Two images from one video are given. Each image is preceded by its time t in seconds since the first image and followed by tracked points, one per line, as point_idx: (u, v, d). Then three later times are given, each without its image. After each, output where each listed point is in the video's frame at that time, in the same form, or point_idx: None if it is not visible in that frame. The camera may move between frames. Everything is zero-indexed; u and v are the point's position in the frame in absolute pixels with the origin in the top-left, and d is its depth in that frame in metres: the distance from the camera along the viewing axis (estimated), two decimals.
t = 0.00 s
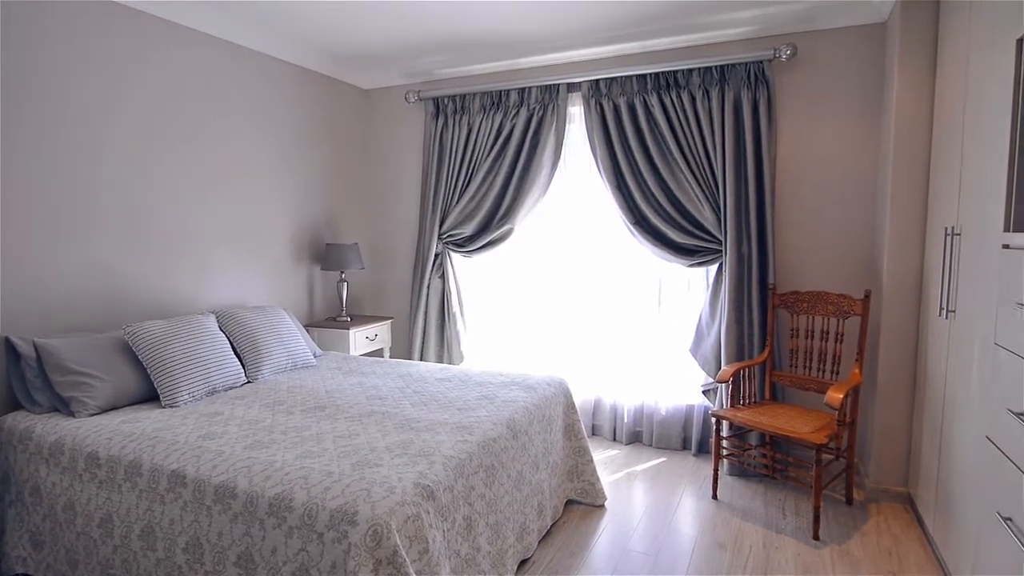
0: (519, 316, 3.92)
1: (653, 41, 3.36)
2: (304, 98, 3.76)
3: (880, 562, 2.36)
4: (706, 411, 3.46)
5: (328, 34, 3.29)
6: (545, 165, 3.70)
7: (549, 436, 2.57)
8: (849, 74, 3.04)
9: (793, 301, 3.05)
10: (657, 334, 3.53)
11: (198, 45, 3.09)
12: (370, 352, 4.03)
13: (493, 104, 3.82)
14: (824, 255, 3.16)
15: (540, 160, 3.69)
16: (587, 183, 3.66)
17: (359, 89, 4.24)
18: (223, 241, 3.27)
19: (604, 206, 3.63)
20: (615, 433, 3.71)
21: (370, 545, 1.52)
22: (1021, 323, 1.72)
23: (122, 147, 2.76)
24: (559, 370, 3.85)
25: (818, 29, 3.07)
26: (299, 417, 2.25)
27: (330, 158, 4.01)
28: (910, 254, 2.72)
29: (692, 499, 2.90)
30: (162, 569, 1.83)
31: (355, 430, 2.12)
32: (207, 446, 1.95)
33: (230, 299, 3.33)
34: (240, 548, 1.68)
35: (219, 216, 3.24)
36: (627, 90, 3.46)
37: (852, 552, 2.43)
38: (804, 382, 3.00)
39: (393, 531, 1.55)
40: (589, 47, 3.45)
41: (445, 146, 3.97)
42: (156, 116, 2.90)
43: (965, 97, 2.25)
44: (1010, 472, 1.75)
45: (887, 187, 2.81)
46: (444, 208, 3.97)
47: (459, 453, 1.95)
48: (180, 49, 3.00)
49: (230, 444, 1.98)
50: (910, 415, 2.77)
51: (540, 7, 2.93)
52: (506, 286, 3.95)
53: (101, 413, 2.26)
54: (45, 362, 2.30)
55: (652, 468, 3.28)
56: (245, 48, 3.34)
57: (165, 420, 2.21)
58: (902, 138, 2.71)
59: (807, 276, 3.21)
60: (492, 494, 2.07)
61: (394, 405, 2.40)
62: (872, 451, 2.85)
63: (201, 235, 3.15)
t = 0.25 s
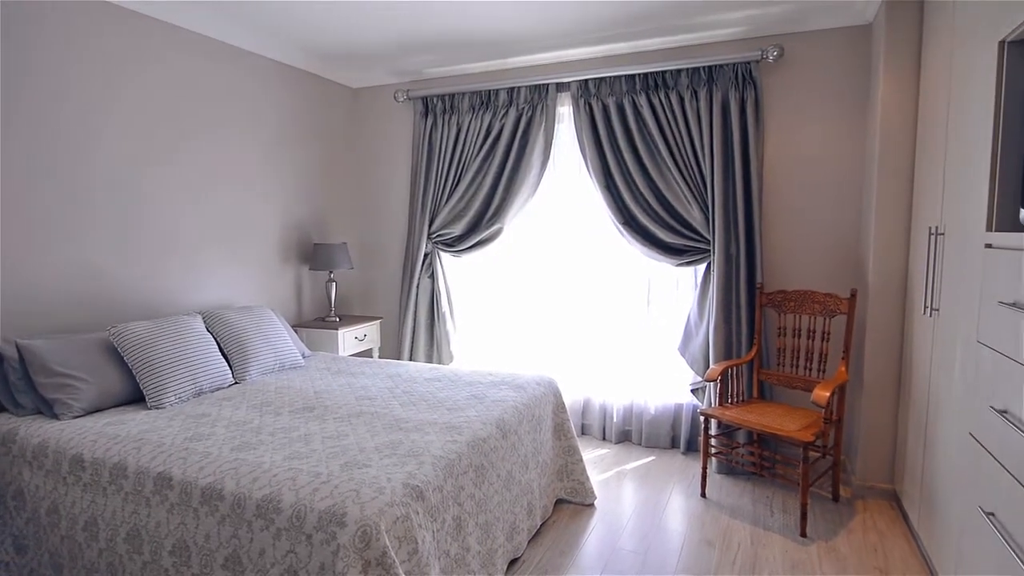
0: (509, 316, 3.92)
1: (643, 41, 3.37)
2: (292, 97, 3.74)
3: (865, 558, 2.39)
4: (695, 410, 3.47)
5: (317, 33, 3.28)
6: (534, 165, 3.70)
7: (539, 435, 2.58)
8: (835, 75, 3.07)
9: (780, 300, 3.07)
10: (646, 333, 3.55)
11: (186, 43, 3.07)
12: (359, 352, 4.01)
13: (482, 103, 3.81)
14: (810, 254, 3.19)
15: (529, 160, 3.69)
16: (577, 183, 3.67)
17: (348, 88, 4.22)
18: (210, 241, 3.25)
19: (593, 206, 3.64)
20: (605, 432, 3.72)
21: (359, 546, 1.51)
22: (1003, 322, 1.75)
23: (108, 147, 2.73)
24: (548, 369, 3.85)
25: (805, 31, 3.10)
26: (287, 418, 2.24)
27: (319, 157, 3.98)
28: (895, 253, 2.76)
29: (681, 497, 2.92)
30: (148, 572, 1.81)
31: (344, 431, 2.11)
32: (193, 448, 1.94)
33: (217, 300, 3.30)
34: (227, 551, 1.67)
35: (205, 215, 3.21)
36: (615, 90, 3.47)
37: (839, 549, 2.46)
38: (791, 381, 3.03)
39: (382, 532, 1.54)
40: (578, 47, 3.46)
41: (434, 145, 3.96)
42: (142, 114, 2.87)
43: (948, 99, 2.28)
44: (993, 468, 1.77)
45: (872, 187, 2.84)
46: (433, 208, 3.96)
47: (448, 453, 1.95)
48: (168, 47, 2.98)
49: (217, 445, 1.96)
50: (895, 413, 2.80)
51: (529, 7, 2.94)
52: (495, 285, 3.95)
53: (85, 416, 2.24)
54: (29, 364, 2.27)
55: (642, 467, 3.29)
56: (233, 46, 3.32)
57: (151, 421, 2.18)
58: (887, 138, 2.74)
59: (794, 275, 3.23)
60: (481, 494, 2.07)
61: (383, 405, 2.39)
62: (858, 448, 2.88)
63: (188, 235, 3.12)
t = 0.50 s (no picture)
0: (499, 315, 3.92)
1: (632, 41, 3.38)
2: (281, 96, 3.71)
3: (852, 554, 2.41)
4: (684, 408, 3.49)
5: (306, 32, 3.26)
6: (524, 165, 3.71)
7: (529, 434, 2.58)
8: (821, 76, 3.10)
9: (768, 299, 3.09)
10: (635, 333, 3.56)
11: (174, 41, 3.04)
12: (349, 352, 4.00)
13: (472, 103, 3.81)
14: (798, 253, 3.22)
15: (519, 160, 3.70)
16: (566, 182, 3.68)
17: (337, 87, 4.20)
18: (198, 241, 3.22)
19: (583, 206, 3.65)
20: (595, 431, 3.73)
21: (348, 547, 1.51)
22: (986, 320, 1.77)
23: (94, 145, 2.70)
24: (538, 369, 3.86)
25: (793, 32, 3.12)
26: (275, 419, 2.22)
27: (308, 156, 3.96)
28: (881, 252, 2.79)
29: (671, 496, 2.93)
30: None
31: (333, 431, 2.10)
32: (180, 450, 1.92)
33: (204, 300, 3.28)
34: (215, 553, 1.66)
35: (193, 215, 3.18)
36: (605, 90, 3.48)
37: (827, 545, 2.48)
38: (779, 379, 3.05)
39: (372, 532, 1.54)
40: (568, 47, 3.47)
41: (423, 145, 3.95)
42: (129, 113, 2.84)
43: (933, 100, 2.30)
44: (977, 464, 1.80)
45: (859, 187, 2.87)
46: (423, 207, 3.95)
47: (438, 453, 1.95)
48: (155, 45, 2.95)
49: (205, 447, 1.95)
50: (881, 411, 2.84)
51: (519, 7, 2.94)
52: (485, 285, 3.95)
53: (70, 418, 2.21)
54: (12, 366, 2.24)
55: (631, 465, 3.31)
56: (221, 45, 3.29)
57: (137, 423, 2.16)
58: (873, 139, 2.77)
59: (782, 274, 3.26)
60: (471, 493, 2.07)
61: (372, 406, 2.39)
62: (845, 446, 2.91)
63: (175, 234, 3.09)
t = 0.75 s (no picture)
0: (489, 315, 3.92)
1: (621, 41, 3.39)
2: (269, 95, 3.69)
3: (839, 551, 2.44)
4: (673, 407, 3.51)
5: (296, 30, 3.24)
6: (513, 165, 3.71)
7: (519, 434, 2.58)
8: (809, 77, 3.12)
9: (756, 298, 3.12)
10: (625, 332, 3.57)
11: (160, 39, 3.01)
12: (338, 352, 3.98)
13: (462, 102, 3.80)
14: (786, 253, 3.24)
15: (509, 160, 3.70)
16: (556, 182, 3.68)
17: (326, 86, 4.17)
18: (186, 241, 3.19)
19: (573, 205, 3.65)
20: (585, 430, 3.74)
21: (337, 548, 1.50)
22: (970, 318, 1.80)
23: (79, 144, 2.67)
24: (529, 368, 3.86)
25: (781, 33, 3.15)
26: (264, 420, 2.21)
27: (296, 156, 3.94)
28: (867, 251, 2.82)
29: (660, 494, 2.95)
30: None
31: (322, 432, 2.09)
32: (167, 451, 1.90)
33: (192, 300, 3.25)
34: (203, 556, 1.64)
35: (180, 214, 3.15)
36: (594, 90, 3.48)
37: (814, 542, 2.50)
38: (767, 378, 3.08)
39: (361, 533, 1.53)
40: (557, 47, 3.47)
41: (413, 144, 3.94)
42: (115, 111, 2.81)
43: (918, 101, 2.33)
44: (961, 461, 1.82)
45: (845, 187, 2.89)
46: (412, 207, 3.94)
47: (428, 453, 1.94)
48: (142, 43, 2.92)
49: (192, 448, 1.93)
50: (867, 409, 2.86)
51: (509, 6, 2.94)
52: (475, 285, 3.95)
53: (54, 420, 2.18)
54: None
55: (621, 464, 3.32)
56: (209, 43, 3.27)
57: (123, 425, 2.14)
58: (859, 139, 2.80)
59: (770, 273, 3.28)
60: (461, 493, 2.07)
61: (362, 406, 2.38)
62: (833, 445, 2.94)
63: (162, 234, 3.06)
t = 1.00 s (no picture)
0: (480, 314, 3.92)
1: (612, 42, 3.40)
2: (258, 93, 3.66)
3: (828, 547, 2.46)
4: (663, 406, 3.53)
5: (285, 29, 3.22)
6: (504, 164, 3.71)
7: (510, 434, 2.58)
8: (798, 77, 3.15)
9: (745, 297, 3.14)
10: (615, 331, 3.58)
11: (149, 37, 2.98)
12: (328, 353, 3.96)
13: (452, 102, 3.80)
14: (774, 252, 3.26)
15: (499, 159, 3.70)
16: (547, 181, 3.69)
17: (316, 85, 4.15)
18: (174, 241, 3.17)
19: (563, 205, 3.66)
20: (576, 430, 3.75)
21: (327, 549, 1.50)
22: (956, 317, 1.82)
23: (66, 143, 2.64)
24: (519, 368, 3.87)
25: (769, 34, 3.17)
26: (253, 421, 2.20)
27: (286, 155, 3.92)
28: (854, 250, 2.84)
29: (651, 493, 2.96)
30: None
31: (312, 433, 2.08)
32: (155, 453, 1.88)
33: (180, 301, 3.22)
34: (191, 558, 1.63)
35: (168, 214, 3.13)
36: (584, 90, 3.49)
37: (803, 540, 2.52)
38: (756, 376, 3.10)
39: (351, 534, 1.53)
40: (548, 47, 3.47)
41: (403, 143, 3.93)
42: (102, 110, 2.78)
43: (905, 101, 2.35)
44: (946, 457, 1.84)
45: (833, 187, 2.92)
46: (403, 206, 3.93)
47: (419, 453, 1.94)
48: (129, 41, 2.89)
49: (180, 450, 1.92)
50: (855, 407, 2.89)
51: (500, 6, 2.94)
52: (466, 284, 3.95)
53: (40, 422, 2.16)
54: None
55: (612, 463, 3.33)
56: (198, 41, 3.24)
57: (110, 426, 2.12)
58: (847, 140, 2.82)
59: (759, 273, 3.31)
60: (452, 493, 2.07)
61: (352, 406, 2.37)
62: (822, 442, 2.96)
63: (150, 234, 3.04)
